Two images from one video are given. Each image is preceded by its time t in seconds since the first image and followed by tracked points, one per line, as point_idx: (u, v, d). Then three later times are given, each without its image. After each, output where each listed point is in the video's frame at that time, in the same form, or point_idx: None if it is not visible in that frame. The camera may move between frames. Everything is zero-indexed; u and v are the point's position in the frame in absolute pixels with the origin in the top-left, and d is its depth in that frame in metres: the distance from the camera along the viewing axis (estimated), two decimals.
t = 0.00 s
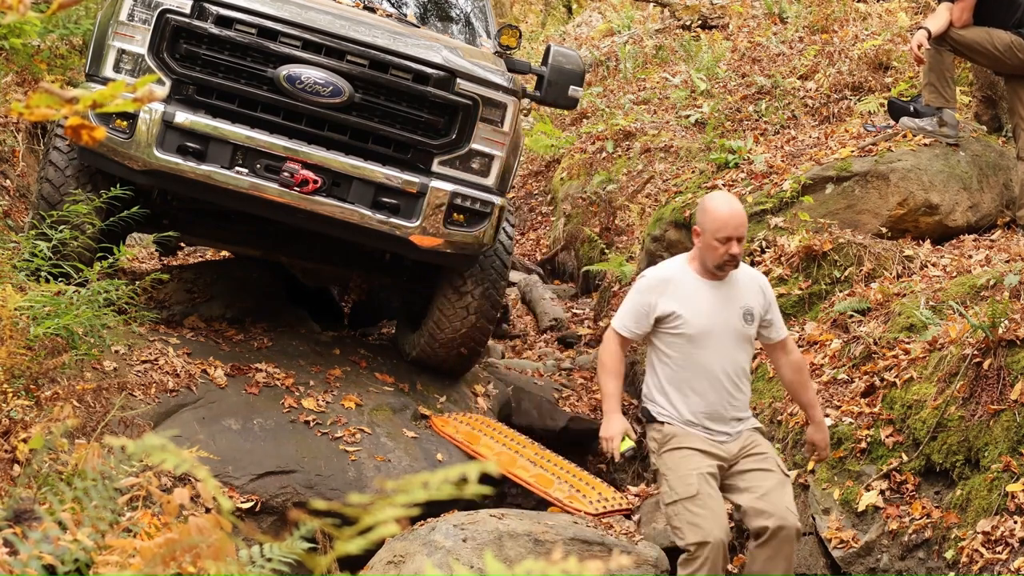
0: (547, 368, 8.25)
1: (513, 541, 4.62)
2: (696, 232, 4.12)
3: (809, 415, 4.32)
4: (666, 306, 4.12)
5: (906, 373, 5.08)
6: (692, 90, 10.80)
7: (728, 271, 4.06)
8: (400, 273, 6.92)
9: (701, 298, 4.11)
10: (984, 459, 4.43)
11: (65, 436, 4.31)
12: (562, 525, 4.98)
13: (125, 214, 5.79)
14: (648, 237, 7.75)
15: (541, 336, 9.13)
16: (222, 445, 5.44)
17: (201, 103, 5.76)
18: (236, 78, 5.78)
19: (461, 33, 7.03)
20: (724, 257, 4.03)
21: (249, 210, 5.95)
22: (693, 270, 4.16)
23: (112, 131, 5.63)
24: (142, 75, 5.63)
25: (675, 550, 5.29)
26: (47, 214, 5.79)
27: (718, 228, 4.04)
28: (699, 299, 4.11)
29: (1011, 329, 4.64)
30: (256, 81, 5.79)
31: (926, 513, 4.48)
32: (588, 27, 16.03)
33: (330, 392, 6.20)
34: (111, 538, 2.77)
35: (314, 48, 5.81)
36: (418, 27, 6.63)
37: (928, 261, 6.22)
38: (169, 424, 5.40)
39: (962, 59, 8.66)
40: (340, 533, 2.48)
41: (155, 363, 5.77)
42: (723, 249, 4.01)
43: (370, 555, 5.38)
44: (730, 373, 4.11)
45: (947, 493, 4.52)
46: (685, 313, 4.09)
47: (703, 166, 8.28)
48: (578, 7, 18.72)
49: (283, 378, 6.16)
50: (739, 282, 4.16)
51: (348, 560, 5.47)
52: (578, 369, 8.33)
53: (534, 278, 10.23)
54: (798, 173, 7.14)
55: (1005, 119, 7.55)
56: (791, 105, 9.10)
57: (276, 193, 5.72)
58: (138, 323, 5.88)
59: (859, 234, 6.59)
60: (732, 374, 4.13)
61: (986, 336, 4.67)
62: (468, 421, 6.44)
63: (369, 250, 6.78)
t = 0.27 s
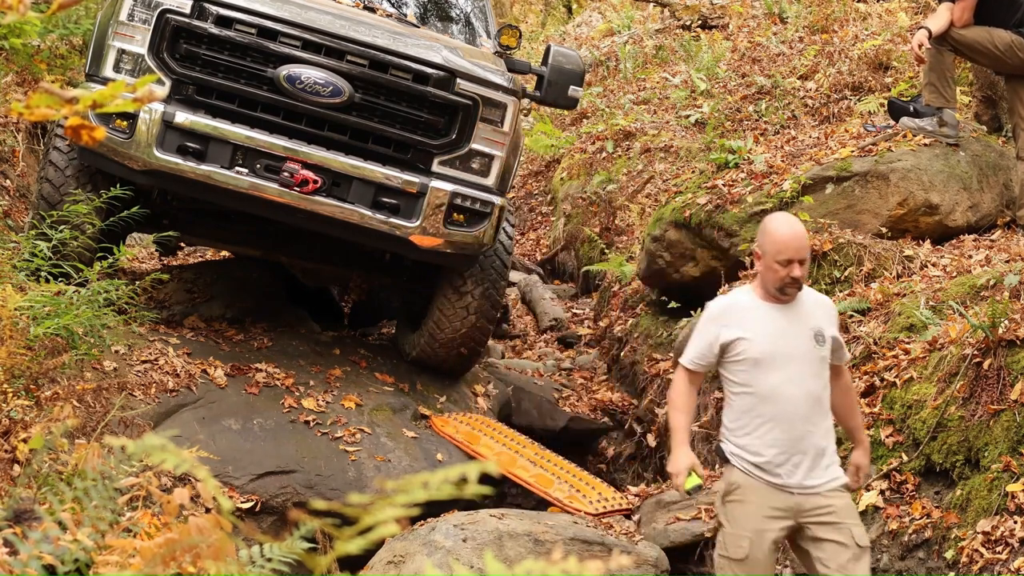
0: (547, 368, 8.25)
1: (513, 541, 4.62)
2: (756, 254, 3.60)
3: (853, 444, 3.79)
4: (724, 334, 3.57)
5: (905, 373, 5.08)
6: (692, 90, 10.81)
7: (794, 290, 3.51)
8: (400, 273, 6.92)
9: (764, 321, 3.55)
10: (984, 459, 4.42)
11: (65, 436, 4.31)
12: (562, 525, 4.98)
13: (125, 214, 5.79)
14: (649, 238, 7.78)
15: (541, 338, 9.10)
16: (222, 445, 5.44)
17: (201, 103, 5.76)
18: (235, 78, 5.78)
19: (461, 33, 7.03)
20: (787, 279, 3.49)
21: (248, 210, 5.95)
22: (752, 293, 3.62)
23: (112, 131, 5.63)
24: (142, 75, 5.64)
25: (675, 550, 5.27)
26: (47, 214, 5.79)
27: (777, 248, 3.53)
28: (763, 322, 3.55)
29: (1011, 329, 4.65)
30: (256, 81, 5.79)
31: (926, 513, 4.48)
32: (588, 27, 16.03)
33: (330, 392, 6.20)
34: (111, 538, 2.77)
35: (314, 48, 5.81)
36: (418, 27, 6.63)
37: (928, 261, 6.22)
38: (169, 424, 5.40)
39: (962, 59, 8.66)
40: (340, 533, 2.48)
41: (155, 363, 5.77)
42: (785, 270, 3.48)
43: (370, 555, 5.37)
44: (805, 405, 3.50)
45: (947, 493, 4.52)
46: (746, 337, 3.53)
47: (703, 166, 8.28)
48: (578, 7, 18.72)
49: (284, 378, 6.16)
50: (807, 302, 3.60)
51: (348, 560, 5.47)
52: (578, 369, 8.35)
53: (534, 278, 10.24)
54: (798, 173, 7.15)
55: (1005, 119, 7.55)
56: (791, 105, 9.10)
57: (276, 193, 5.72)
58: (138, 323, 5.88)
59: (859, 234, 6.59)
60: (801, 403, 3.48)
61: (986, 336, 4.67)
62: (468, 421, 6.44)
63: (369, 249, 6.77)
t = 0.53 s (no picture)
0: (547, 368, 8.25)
1: (513, 541, 4.62)
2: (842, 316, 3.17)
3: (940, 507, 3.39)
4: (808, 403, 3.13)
5: (906, 373, 5.08)
6: (692, 90, 10.81)
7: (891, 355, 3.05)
8: (400, 273, 6.92)
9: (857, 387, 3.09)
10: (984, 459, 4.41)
11: (65, 436, 4.31)
12: (562, 525, 4.98)
13: (125, 214, 5.79)
14: (649, 237, 7.79)
15: (540, 338, 9.10)
16: (222, 445, 5.44)
17: (201, 103, 5.76)
18: (235, 78, 5.78)
19: (461, 33, 7.03)
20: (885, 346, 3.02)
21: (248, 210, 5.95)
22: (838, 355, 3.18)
23: (112, 131, 5.63)
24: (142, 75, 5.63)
25: (675, 550, 5.27)
26: (47, 215, 5.79)
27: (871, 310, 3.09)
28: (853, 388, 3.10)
29: (1011, 329, 4.65)
30: (256, 81, 5.79)
31: (926, 513, 4.47)
32: (588, 27, 16.03)
33: (330, 392, 6.20)
34: (111, 538, 2.77)
35: (314, 48, 5.81)
36: (418, 27, 6.63)
37: (928, 261, 6.21)
38: (169, 424, 5.39)
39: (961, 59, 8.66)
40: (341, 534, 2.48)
41: (155, 363, 5.77)
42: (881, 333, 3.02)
43: (370, 555, 5.37)
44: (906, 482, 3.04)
45: (947, 493, 4.52)
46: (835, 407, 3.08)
47: (703, 165, 8.28)
48: (577, 7, 18.71)
49: (284, 378, 6.16)
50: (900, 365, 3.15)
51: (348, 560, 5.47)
52: (577, 369, 8.34)
53: (534, 278, 10.24)
54: (798, 173, 7.15)
55: (1005, 119, 7.55)
56: (791, 105, 9.10)
57: (276, 193, 5.72)
58: (138, 323, 5.88)
59: (859, 234, 6.59)
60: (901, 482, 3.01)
61: (986, 336, 4.68)
62: (468, 421, 6.45)
63: (369, 249, 6.78)
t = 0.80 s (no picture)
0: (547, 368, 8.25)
1: (513, 541, 4.62)
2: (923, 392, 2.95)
3: None
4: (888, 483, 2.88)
5: (906, 373, 5.08)
6: (692, 90, 10.81)
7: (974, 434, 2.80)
8: (399, 272, 6.92)
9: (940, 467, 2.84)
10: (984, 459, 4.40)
11: (65, 436, 4.30)
12: (562, 525, 4.98)
13: (125, 214, 5.79)
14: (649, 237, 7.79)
15: (540, 338, 9.10)
16: (222, 445, 5.43)
17: (201, 103, 5.75)
18: (235, 78, 5.78)
19: (461, 33, 7.03)
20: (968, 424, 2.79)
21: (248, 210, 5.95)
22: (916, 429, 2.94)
23: (112, 131, 5.63)
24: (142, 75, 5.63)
25: (675, 550, 5.27)
26: (47, 215, 5.78)
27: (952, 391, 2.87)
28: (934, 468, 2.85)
29: (1011, 329, 4.65)
30: (256, 81, 5.79)
31: (926, 513, 4.47)
32: (588, 27, 16.04)
33: (330, 392, 6.20)
34: (111, 538, 2.77)
35: (314, 48, 5.81)
36: (418, 27, 6.63)
37: (928, 261, 6.21)
38: (169, 424, 5.39)
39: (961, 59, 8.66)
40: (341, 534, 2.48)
41: (155, 363, 5.77)
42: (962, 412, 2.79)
43: (370, 555, 5.37)
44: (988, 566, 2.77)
45: (947, 493, 4.51)
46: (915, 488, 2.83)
47: (703, 165, 8.28)
48: (578, 7, 18.72)
49: (284, 378, 6.16)
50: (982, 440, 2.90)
51: (347, 560, 5.47)
52: (577, 369, 8.34)
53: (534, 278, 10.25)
54: (798, 173, 7.15)
55: (1005, 119, 7.55)
56: (791, 105, 9.10)
57: (276, 193, 5.72)
58: (138, 323, 5.88)
59: (859, 234, 6.58)
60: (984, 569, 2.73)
61: (986, 336, 4.68)
62: (467, 421, 6.45)
63: (369, 249, 6.78)
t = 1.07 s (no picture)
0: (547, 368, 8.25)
1: (513, 541, 4.62)
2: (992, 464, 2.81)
3: None
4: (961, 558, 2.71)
5: (906, 373, 5.08)
6: (692, 90, 10.82)
7: None
8: (399, 272, 6.92)
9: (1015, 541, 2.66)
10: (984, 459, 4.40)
11: (65, 436, 4.30)
12: (562, 525, 4.98)
13: (125, 214, 5.79)
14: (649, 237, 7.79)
15: (540, 338, 9.11)
16: (222, 445, 5.43)
17: (201, 103, 5.76)
18: (235, 78, 5.78)
19: (461, 33, 7.03)
20: None
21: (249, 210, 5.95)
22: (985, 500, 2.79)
23: (112, 131, 5.63)
24: (142, 75, 5.63)
25: (675, 550, 5.27)
26: (47, 215, 5.78)
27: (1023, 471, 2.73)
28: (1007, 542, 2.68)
29: (1011, 329, 4.65)
30: (256, 81, 5.79)
31: (926, 513, 4.47)
32: (588, 27, 16.04)
33: (330, 392, 6.20)
34: (111, 538, 2.77)
35: (314, 48, 5.81)
36: (418, 27, 6.63)
37: (928, 261, 6.21)
38: (169, 424, 5.39)
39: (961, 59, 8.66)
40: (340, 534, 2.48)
41: (155, 363, 5.77)
42: None
43: (370, 555, 5.37)
44: None
45: (947, 493, 4.51)
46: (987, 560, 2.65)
47: (703, 165, 8.28)
48: (577, 7, 18.72)
49: (284, 378, 6.16)
50: None
51: (347, 560, 5.47)
52: (577, 369, 8.34)
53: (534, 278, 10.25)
54: (798, 173, 7.15)
55: (1005, 119, 7.55)
56: (791, 105, 9.10)
57: (276, 193, 5.72)
58: (138, 323, 5.88)
59: (859, 234, 6.58)
60: None
61: (986, 336, 4.68)
62: (467, 421, 6.45)
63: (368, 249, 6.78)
